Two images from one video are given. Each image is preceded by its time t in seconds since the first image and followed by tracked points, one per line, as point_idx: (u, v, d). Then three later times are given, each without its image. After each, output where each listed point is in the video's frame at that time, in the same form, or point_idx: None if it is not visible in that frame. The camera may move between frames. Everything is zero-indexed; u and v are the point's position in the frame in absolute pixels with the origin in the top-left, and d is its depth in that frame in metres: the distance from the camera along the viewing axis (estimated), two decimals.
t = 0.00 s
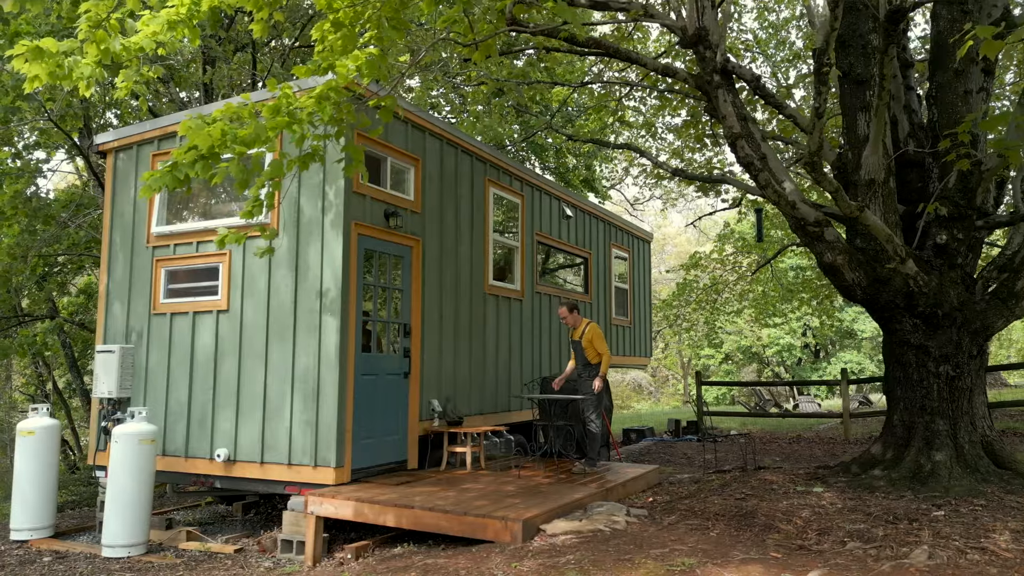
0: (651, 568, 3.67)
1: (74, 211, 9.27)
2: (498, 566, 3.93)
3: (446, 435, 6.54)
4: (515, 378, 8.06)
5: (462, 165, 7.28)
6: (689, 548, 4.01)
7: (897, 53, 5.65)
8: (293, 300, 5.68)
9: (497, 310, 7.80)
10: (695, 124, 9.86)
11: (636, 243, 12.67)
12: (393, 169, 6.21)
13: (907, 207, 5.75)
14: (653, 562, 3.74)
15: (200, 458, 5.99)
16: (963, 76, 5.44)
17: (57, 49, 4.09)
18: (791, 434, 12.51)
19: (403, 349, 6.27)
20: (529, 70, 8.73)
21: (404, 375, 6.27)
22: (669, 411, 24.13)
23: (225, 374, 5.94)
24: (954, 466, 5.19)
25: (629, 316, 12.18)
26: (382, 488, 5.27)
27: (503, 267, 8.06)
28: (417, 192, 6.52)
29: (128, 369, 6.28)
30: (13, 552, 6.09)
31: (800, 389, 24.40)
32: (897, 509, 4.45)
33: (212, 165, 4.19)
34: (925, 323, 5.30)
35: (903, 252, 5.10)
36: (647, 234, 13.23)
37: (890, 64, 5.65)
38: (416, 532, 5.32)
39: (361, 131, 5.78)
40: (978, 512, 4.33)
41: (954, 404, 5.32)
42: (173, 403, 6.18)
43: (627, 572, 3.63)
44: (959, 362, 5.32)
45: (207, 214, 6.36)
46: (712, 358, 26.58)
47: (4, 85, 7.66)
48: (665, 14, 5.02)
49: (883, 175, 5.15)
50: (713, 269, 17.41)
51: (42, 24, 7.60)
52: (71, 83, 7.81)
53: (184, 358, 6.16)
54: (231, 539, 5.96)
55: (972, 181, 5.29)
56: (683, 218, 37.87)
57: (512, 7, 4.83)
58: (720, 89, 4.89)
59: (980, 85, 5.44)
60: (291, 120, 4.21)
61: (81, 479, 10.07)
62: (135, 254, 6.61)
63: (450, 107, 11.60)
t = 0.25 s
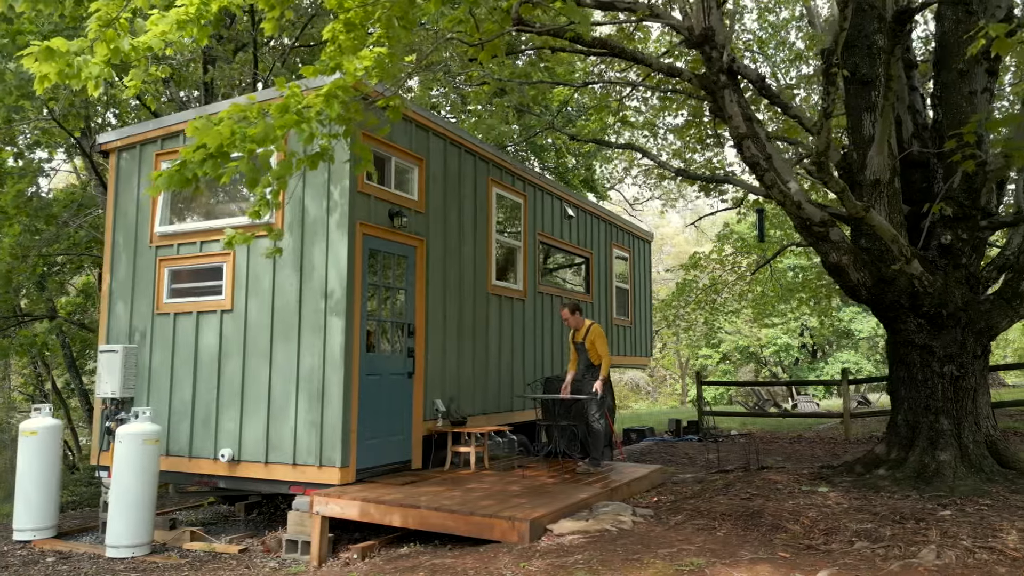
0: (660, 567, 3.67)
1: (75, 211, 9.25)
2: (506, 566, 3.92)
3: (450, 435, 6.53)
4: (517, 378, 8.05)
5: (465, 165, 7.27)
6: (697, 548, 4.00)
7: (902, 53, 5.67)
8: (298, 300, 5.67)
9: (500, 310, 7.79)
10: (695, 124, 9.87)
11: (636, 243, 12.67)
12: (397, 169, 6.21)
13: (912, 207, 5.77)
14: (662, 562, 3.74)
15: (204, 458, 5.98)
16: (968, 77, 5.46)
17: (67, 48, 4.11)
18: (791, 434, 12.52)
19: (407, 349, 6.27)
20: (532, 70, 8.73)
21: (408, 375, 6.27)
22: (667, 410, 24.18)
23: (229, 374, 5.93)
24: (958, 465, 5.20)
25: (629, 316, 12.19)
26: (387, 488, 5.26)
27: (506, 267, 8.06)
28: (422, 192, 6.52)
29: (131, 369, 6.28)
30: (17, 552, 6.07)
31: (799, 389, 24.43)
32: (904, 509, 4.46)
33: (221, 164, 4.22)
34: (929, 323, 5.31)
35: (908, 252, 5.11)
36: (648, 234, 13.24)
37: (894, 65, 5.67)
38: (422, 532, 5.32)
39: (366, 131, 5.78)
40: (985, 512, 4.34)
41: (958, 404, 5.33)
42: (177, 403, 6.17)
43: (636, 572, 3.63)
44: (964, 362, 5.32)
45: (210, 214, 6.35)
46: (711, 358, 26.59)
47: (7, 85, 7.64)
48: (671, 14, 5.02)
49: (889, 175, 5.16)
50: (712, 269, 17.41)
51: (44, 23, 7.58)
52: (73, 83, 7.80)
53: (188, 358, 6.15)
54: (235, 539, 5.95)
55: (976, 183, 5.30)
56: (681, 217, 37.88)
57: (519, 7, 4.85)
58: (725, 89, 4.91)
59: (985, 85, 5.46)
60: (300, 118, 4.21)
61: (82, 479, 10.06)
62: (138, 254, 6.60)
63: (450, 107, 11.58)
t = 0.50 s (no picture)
0: (668, 568, 3.68)
1: (75, 211, 9.23)
2: (513, 566, 3.93)
3: (453, 435, 6.53)
4: (520, 378, 8.05)
5: (468, 165, 7.27)
6: (704, 548, 4.01)
7: (905, 54, 5.68)
8: (301, 300, 5.67)
9: (502, 310, 7.79)
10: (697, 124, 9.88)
11: (637, 243, 12.67)
12: (401, 169, 6.21)
13: (915, 207, 5.78)
14: (669, 562, 3.74)
15: (207, 458, 5.98)
16: (972, 78, 5.48)
17: (76, 48, 4.13)
18: (790, 434, 12.53)
19: (410, 349, 6.27)
20: (533, 70, 8.73)
21: (412, 375, 6.27)
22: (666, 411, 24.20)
23: (232, 374, 5.92)
24: (962, 465, 5.21)
25: (630, 316, 12.19)
26: (392, 488, 5.26)
27: (508, 268, 8.06)
28: (425, 192, 6.52)
29: (134, 369, 6.27)
30: (19, 553, 6.06)
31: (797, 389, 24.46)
32: (909, 509, 4.47)
33: (227, 163, 4.24)
34: (933, 323, 5.33)
35: (912, 252, 5.12)
36: (648, 234, 13.24)
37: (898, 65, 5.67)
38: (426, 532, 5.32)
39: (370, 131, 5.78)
40: (990, 511, 4.35)
41: (961, 403, 5.34)
42: (180, 403, 6.17)
43: (644, 572, 3.64)
44: (967, 362, 5.33)
45: (213, 214, 6.34)
46: (709, 358, 26.61)
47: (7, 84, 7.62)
48: (676, 15, 5.03)
49: (893, 176, 5.17)
50: (712, 269, 17.43)
51: (47, 22, 7.57)
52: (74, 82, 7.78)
53: (191, 359, 6.15)
54: (239, 539, 5.95)
55: (980, 183, 5.27)
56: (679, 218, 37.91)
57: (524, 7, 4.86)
58: (730, 89, 4.91)
59: (988, 86, 5.48)
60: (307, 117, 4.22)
61: (82, 479, 10.04)
62: (140, 254, 6.59)
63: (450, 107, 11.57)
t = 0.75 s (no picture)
0: (676, 568, 3.68)
1: (76, 210, 9.21)
2: (521, 566, 3.93)
3: (456, 435, 6.53)
4: (522, 378, 8.04)
5: (470, 165, 7.27)
6: (711, 548, 4.01)
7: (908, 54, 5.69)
8: (305, 300, 5.67)
9: (504, 310, 7.79)
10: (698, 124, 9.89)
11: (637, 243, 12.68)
12: (405, 169, 6.21)
13: (919, 208, 5.80)
14: (677, 563, 3.75)
15: (210, 458, 5.97)
16: (975, 78, 5.50)
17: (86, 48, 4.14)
18: (790, 434, 12.55)
19: (413, 349, 6.26)
20: (535, 70, 8.73)
21: (415, 375, 6.27)
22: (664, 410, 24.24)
23: (236, 375, 5.92)
24: (965, 465, 5.22)
25: (630, 316, 12.20)
26: (396, 488, 5.26)
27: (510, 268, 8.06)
28: (428, 192, 6.52)
29: (137, 369, 6.27)
30: (22, 554, 6.04)
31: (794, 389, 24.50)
32: (914, 509, 4.48)
33: (236, 161, 4.24)
34: (936, 324, 5.35)
35: (916, 253, 5.14)
36: (648, 234, 13.24)
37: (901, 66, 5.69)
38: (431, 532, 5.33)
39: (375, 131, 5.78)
40: (994, 511, 4.36)
41: (965, 403, 5.36)
42: (183, 404, 6.16)
43: (652, 572, 3.64)
44: (971, 362, 5.35)
45: (216, 213, 6.34)
46: (707, 357, 26.64)
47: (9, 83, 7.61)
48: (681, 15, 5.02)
49: (897, 176, 5.19)
50: (710, 270, 17.45)
51: (49, 21, 7.52)
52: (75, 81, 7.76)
53: (194, 359, 6.14)
54: (242, 540, 5.94)
55: (983, 183, 5.28)
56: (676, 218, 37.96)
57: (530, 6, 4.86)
58: (736, 89, 4.91)
59: (991, 87, 5.50)
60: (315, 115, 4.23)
61: (82, 479, 10.02)
62: (143, 254, 6.57)
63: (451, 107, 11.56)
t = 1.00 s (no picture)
0: (683, 568, 3.68)
1: (76, 210, 9.19)
2: (527, 566, 3.93)
3: (459, 435, 6.53)
4: (523, 379, 8.03)
5: (472, 165, 7.27)
6: (716, 548, 4.02)
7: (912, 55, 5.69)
8: (309, 300, 5.66)
9: (506, 310, 7.79)
10: (698, 125, 9.90)
11: (637, 243, 12.69)
12: (408, 169, 6.21)
13: (921, 208, 5.83)
14: (683, 563, 3.75)
15: (213, 458, 5.96)
16: (978, 79, 5.51)
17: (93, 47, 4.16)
18: (788, 433, 12.58)
19: (416, 349, 6.26)
20: (537, 70, 8.73)
21: (418, 375, 6.26)
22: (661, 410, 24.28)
23: (239, 375, 5.91)
24: (968, 465, 5.24)
25: (630, 316, 12.20)
26: (400, 488, 5.26)
27: (511, 268, 8.04)
28: (431, 192, 6.52)
29: (139, 369, 6.26)
30: (23, 554, 6.02)
31: (792, 388, 24.54)
32: (919, 509, 4.48)
33: (243, 160, 4.24)
34: (939, 324, 5.36)
35: (920, 253, 5.14)
36: (647, 234, 13.24)
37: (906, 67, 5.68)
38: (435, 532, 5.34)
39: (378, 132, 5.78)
40: (998, 511, 4.38)
41: (967, 403, 5.37)
42: (185, 404, 6.15)
43: (658, 572, 3.64)
44: (973, 362, 5.36)
45: (218, 213, 6.32)
46: (704, 357, 26.68)
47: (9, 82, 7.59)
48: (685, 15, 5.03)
49: (899, 176, 5.21)
50: (709, 269, 17.46)
51: (50, 20, 7.50)
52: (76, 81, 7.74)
53: (196, 359, 6.13)
54: (244, 540, 5.93)
55: (986, 184, 5.26)
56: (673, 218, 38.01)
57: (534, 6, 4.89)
58: (740, 90, 4.92)
59: (994, 88, 5.51)
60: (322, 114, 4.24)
61: (82, 479, 10.00)
62: (144, 253, 6.56)
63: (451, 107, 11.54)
